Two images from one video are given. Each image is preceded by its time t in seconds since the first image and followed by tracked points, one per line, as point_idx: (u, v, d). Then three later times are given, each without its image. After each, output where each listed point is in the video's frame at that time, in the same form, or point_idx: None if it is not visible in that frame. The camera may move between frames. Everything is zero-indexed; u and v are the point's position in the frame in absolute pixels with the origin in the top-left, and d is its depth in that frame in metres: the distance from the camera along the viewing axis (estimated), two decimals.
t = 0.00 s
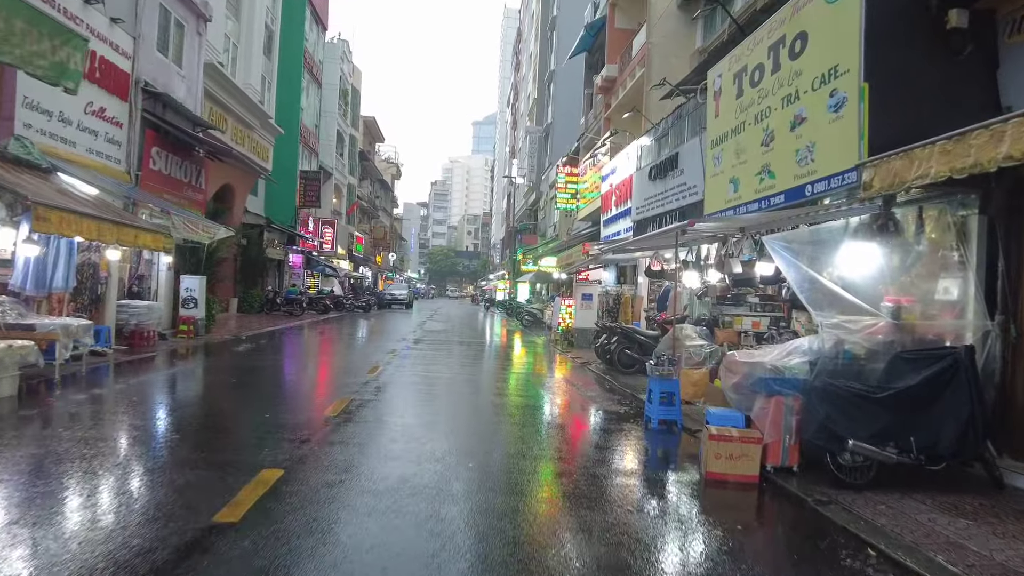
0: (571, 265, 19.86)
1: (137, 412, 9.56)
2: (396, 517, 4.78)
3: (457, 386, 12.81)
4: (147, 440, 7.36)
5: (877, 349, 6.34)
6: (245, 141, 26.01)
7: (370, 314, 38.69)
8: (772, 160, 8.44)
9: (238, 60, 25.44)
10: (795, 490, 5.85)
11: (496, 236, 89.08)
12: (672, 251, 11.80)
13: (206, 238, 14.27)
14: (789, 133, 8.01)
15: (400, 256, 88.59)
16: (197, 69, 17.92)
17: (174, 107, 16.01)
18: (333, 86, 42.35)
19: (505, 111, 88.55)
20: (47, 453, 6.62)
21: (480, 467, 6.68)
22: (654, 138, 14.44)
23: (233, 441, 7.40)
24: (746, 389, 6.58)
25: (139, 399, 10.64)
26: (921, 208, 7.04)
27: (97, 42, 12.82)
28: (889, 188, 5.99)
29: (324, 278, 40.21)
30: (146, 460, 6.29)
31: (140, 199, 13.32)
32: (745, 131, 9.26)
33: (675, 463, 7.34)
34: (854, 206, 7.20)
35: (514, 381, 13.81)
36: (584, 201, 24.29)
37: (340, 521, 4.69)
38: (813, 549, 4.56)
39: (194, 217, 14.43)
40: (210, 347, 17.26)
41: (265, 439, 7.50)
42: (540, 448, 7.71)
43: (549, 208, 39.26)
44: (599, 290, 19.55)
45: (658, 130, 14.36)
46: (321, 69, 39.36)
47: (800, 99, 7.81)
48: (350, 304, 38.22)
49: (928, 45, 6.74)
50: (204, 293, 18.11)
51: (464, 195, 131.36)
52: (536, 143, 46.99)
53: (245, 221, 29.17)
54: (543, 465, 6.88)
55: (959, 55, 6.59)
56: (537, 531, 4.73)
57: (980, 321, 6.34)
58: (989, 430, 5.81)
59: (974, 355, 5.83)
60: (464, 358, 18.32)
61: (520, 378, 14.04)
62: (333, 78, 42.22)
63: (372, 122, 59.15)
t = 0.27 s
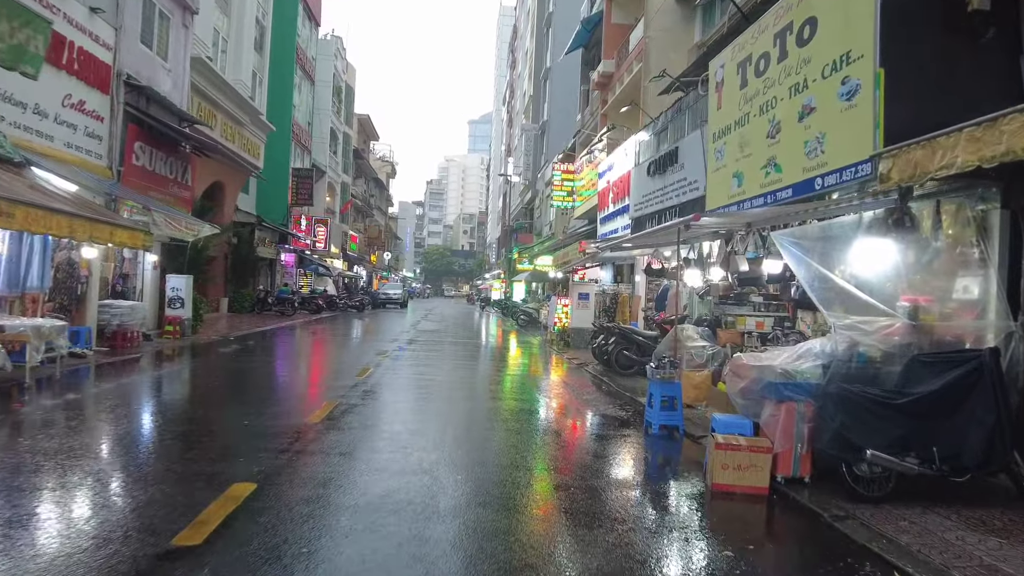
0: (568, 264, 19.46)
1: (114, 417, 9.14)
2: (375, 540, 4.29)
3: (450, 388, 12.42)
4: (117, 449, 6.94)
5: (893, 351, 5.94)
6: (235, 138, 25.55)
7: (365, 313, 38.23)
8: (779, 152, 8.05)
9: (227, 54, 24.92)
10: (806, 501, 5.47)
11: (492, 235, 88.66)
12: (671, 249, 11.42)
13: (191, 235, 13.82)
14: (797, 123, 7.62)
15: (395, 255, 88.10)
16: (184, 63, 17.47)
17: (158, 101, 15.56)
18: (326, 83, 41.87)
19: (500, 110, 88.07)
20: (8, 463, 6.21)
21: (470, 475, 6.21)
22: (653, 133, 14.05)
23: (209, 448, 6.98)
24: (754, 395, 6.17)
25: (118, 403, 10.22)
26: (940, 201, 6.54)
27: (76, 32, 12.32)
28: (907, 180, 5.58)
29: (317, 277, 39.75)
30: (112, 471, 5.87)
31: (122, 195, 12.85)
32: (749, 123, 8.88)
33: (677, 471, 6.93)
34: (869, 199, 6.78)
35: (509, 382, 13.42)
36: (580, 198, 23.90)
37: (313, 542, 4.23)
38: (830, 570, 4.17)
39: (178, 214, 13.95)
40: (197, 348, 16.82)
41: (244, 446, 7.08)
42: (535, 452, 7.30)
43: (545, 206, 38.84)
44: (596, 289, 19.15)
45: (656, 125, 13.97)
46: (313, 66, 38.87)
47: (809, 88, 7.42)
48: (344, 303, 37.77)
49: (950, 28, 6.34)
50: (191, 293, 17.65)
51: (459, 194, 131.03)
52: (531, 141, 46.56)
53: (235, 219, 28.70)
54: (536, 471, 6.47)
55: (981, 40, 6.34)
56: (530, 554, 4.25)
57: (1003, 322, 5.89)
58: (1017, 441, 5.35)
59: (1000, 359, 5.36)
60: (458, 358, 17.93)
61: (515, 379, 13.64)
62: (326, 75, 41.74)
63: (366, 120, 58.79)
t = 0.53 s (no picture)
0: (562, 262, 19.05)
1: (85, 421, 8.70)
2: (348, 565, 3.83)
3: (441, 389, 11.99)
4: (81, 455, 6.50)
5: (910, 351, 5.53)
6: (222, 135, 25.07)
7: (357, 313, 37.74)
8: (784, 141, 7.64)
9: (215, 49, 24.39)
10: (820, 514, 5.04)
11: (486, 235, 88.24)
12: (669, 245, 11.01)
13: (172, 233, 13.33)
14: (805, 109, 7.20)
15: (389, 255, 87.57)
16: (168, 56, 16.99)
17: (139, 95, 15.07)
18: (318, 80, 41.36)
19: (494, 107, 87.59)
20: None
21: (459, 484, 5.75)
22: (650, 126, 13.64)
23: (180, 454, 6.55)
24: (763, 399, 5.75)
25: (92, 407, 9.77)
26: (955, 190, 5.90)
27: (49, 21, 11.81)
28: (928, 166, 5.16)
29: (309, 277, 39.26)
30: (69, 479, 5.44)
31: (101, 191, 12.35)
32: (751, 111, 8.48)
33: (676, 479, 6.53)
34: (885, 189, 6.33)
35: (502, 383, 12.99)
36: (575, 195, 23.50)
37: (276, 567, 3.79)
38: None
39: (159, 210, 13.46)
40: (182, 349, 16.34)
41: (217, 450, 6.65)
42: (525, 458, 6.92)
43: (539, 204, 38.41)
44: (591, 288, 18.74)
45: (653, 117, 13.57)
46: (304, 63, 38.35)
47: (817, 71, 7.00)
48: (336, 303, 37.27)
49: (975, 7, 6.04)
50: (175, 293, 17.15)
51: (454, 193, 130.58)
52: (525, 138, 46.14)
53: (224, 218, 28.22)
54: (526, 478, 6.08)
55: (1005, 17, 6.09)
56: None
57: None
58: None
59: None
60: (450, 359, 17.49)
61: (508, 380, 13.21)
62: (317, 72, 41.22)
63: (359, 118, 58.33)
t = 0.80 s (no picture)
0: (561, 259, 18.65)
1: (60, 426, 8.29)
2: None
3: (435, 390, 11.60)
4: (51, 462, 6.12)
5: (938, 356, 5.11)
6: (214, 131, 24.62)
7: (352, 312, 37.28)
8: (796, 133, 7.23)
9: (206, 43, 23.90)
10: (843, 534, 4.62)
11: (483, 233, 87.82)
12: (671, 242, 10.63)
13: (157, 230, 12.89)
14: (819, 99, 6.79)
15: (385, 253, 87.09)
16: (154, 49, 16.47)
17: (124, 88, 14.55)
18: (312, 76, 40.88)
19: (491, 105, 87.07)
20: None
21: (455, 496, 5.33)
22: (652, 120, 13.24)
23: (155, 460, 6.16)
24: (779, 407, 5.35)
25: (71, 410, 9.38)
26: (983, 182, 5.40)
27: (27, 10, 11.34)
28: (960, 157, 4.76)
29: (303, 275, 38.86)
30: (30, 493, 5.03)
31: (83, 188, 11.89)
32: (760, 101, 8.09)
33: (680, 488, 6.15)
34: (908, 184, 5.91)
35: (499, 384, 12.57)
36: (573, 193, 23.13)
37: None
38: None
39: (144, 207, 13.00)
40: (171, 349, 15.93)
41: (195, 456, 6.26)
42: (518, 462, 6.57)
43: (536, 202, 37.92)
44: (590, 286, 18.33)
45: (655, 111, 13.18)
46: (298, 59, 37.87)
47: (832, 58, 6.59)
48: (330, 302, 36.83)
49: None
50: (163, 292, 16.69)
51: (451, 192, 130.11)
52: (522, 136, 45.68)
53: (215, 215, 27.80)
54: (521, 486, 5.73)
55: None
56: None
57: None
58: None
59: None
60: (446, 359, 17.06)
61: (506, 381, 12.82)
62: (311, 68, 40.73)
63: (355, 116, 57.87)
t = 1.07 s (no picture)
0: (561, 256, 18.15)
1: (38, 427, 7.90)
2: None
3: (432, 389, 11.18)
4: (18, 466, 5.71)
5: (976, 357, 4.58)
6: (208, 124, 24.16)
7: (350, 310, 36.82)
8: (817, 118, 6.81)
9: (199, 35, 23.40)
10: (878, 554, 4.17)
11: (482, 230, 87.44)
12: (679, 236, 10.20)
13: (145, 223, 12.43)
14: (843, 81, 6.37)
15: (384, 250, 86.69)
16: (145, 38, 15.99)
17: (112, 77, 14.10)
18: (310, 70, 40.38)
19: (491, 101, 86.55)
20: None
21: (452, 512, 4.87)
22: (658, 111, 12.81)
23: (129, 465, 5.74)
24: (805, 412, 4.92)
25: (50, 411, 8.96)
26: None
27: None
28: (1007, 139, 4.32)
29: (300, 272, 38.40)
30: None
31: (67, 179, 11.43)
32: (776, 87, 7.66)
33: (691, 496, 5.74)
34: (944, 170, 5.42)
35: (499, 383, 12.15)
36: (574, 188, 22.69)
37: None
38: None
39: (133, 200, 12.54)
40: (162, 347, 15.50)
41: (173, 461, 5.83)
42: (518, 468, 6.18)
43: (536, 198, 37.39)
44: (592, 284, 17.88)
45: (662, 101, 12.76)
46: (295, 53, 37.38)
47: (858, 38, 6.17)
48: (328, 299, 36.37)
49: None
50: (154, 288, 16.24)
51: (450, 189, 129.58)
52: (523, 131, 45.12)
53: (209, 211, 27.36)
54: (523, 496, 5.33)
55: None
56: None
57: None
58: None
59: None
60: (444, 358, 16.62)
61: (505, 381, 12.38)
62: (308, 62, 40.22)
63: (354, 112, 57.40)
